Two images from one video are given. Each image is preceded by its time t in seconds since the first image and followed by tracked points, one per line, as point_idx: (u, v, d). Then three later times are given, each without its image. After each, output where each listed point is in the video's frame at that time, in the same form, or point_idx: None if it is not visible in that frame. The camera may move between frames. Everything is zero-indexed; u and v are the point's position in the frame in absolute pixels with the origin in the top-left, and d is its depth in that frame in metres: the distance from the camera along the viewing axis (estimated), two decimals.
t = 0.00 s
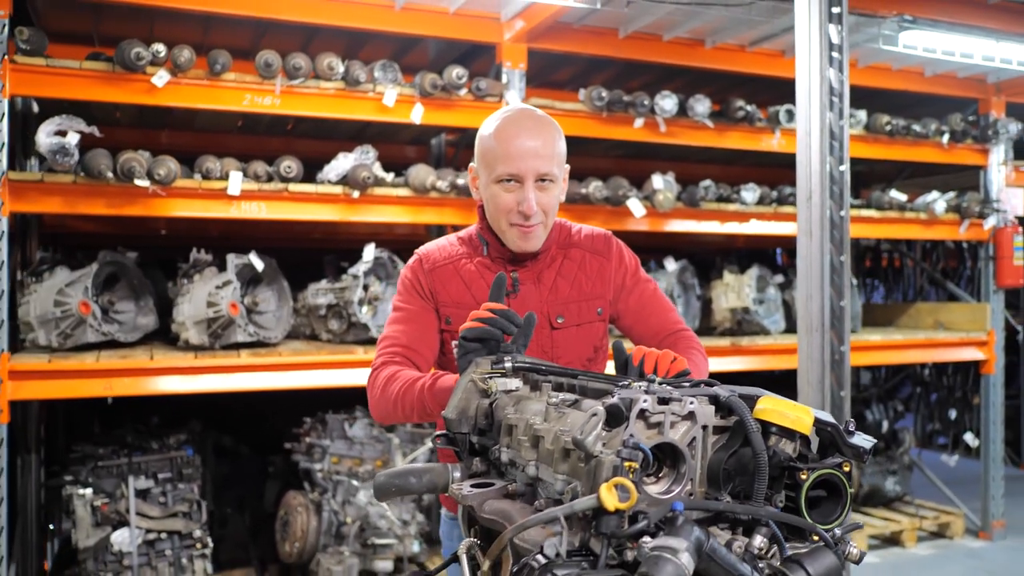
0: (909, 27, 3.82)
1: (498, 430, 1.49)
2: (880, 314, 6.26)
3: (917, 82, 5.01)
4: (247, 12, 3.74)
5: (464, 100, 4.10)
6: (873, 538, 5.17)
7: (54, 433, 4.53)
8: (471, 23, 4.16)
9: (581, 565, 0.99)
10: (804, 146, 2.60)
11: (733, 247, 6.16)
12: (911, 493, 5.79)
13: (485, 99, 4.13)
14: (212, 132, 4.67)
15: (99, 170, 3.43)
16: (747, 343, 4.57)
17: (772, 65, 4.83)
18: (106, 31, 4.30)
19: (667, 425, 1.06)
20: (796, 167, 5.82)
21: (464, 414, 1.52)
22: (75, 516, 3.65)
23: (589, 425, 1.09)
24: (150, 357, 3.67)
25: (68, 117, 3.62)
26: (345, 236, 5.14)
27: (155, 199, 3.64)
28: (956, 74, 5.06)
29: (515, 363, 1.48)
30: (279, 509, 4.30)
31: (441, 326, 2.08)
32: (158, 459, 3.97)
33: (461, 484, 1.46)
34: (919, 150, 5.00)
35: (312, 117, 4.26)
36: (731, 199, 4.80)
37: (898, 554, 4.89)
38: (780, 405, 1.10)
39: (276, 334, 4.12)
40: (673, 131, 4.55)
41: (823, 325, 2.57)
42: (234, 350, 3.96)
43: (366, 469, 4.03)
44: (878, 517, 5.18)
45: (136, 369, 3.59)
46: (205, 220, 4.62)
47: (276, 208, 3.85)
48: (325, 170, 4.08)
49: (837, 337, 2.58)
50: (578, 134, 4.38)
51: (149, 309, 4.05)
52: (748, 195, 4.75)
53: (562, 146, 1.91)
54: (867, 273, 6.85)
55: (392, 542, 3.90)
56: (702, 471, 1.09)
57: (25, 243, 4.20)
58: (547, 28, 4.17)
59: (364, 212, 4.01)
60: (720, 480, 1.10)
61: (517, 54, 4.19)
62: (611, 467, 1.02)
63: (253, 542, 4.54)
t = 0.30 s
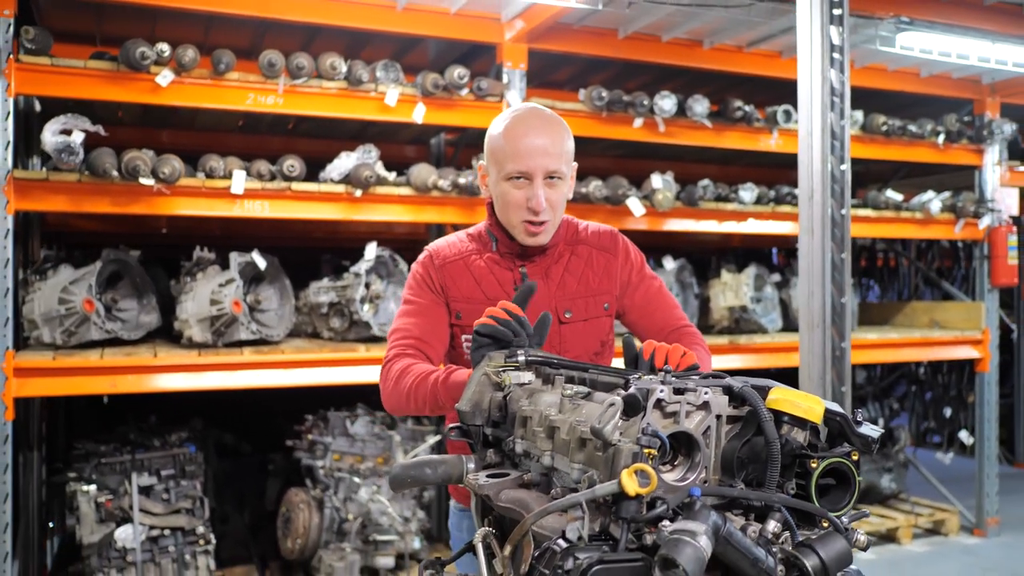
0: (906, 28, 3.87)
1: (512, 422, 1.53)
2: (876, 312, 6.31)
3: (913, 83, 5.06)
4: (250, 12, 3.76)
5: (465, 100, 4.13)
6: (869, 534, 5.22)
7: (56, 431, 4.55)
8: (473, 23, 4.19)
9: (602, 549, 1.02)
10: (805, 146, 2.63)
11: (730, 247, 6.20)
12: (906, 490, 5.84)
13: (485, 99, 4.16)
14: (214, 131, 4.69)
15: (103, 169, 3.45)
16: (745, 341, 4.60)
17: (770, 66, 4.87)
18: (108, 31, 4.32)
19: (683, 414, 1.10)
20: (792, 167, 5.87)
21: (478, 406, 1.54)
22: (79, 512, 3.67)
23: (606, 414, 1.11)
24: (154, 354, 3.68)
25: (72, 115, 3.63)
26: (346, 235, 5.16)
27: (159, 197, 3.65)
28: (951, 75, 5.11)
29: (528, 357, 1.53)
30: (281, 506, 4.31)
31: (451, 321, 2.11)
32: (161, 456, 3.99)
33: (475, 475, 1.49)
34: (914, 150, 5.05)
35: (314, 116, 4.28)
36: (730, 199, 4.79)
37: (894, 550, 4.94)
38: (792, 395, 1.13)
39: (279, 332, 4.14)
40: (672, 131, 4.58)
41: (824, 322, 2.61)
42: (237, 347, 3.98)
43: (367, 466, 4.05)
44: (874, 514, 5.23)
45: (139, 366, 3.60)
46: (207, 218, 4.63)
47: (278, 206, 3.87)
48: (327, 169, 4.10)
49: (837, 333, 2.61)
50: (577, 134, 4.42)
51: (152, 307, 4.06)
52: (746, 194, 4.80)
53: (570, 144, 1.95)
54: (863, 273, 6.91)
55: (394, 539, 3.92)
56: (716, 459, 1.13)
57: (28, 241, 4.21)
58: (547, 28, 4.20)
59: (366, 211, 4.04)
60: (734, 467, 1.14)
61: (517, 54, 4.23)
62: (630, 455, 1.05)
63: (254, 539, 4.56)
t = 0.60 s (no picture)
0: (903, 28, 3.88)
1: (513, 416, 1.55)
2: (874, 311, 6.34)
3: (910, 82, 5.09)
4: (250, 12, 3.78)
5: (465, 99, 4.15)
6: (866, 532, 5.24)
7: (56, 429, 4.56)
8: (472, 23, 4.21)
9: (603, 538, 1.04)
10: (802, 144, 2.65)
11: (727, 246, 6.23)
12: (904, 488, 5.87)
13: (485, 99, 4.18)
14: (214, 130, 4.71)
15: (105, 168, 3.47)
16: (743, 340, 4.62)
17: (768, 66, 4.89)
18: (109, 31, 4.33)
19: (683, 407, 1.12)
20: (790, 166, 5.90)
21: (479, 401, 1.55)
22: (80, 509, 3.69)
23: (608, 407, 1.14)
24: (154, 352, 3.69)
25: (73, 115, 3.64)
26: (346, 234, 5.18)
27: (160, 196, 3.67)
28: (948, 75, 5.14)
29: (531, 352, 1.52)
30: (281, 504, 4.32)
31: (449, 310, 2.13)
32: (161, 454, 4.00)
33: (478, 470, 1.51)
34: (912, 149, 5.08)
35: (314, 115, 4.30)
36: (728, 198, 4.82)
37: (891, 548, 4.96)
38: (790, 389, 1.16)
39: (279, 331, 4.14)
40: (670, 130, 4.60)
41: (822, 319, 2.62)
42: (237, 345, 3.99)
43: (367, 463, 4.07)
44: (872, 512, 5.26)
45: (140, 364, 3.61)
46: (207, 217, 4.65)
47: (279, 205, 3.89)
48: (327, 168, 4.11)
49: (835, 331, 2.63)
50: (576, 133, 4.43)
51: (152, 305, 4.07)
52: (744, 193, 4.83)
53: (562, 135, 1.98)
54: (860, 272, 6.95)
55: (394, 536, 3.94)
56: (716, 451, 1.15)
57: (29, 240, 4.23)
58: (545, 28, 4.22)
59: (366, 210, 4.05)
60: (733, 459, 1.16)
61: (516, 54, 4.24)
62: (631, 447, 1.07)
63: (253, 537, 4.57)
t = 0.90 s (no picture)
0: (903, 28, 3.88)
1: (513, 417, 1.56)
2: (874, 311, 6.34)
3: (910, 82, 5.09)
4: (250, 12, 3.78)
5: (465, 100, 4.15)
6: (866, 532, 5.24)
7: (56, 429, 4.56)
8: (472, 23, 4.21)
9: (603, 539, 1.04)
10: (801, 145, 2.66)
11: (727, 245, 6.23)
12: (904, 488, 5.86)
13: (485, 99, 4.18)
14: (214, 131, 4.71)
15: (105, 169, 3.47)
16: (743, 340, 4.62)
17: (768, 66, 4.89)
18: (109, 31, 4.33)
19: (682, 409, 1.12)
20: (790, 166, 5.90)
21: (480, 402, 1.61)
22: (81, 509, 3.69)
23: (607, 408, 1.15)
24: (155, 352, 3.69)
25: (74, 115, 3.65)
26: (346, 234, 5.19)
27: (161, 197, 3.67)
28: (948, 75, 5.14)
29: (530, 353, 1.55)
30: (282, 504, 4.32)
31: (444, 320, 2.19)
32: (161, 454, 4.00)
33: (478, 470, 1.52)
34: (912, 149, 5.08)
35: (314, 116, 4.30)
36: (728, 198, 4.82)
37: (891, 548, 4.96)
38: (789, 389, 1.16)
39: (279, 332, 4.14)
40: (670, 130, 4.60)
41: (821, 319, 2.62)
42: (237, 345, 4.00)
43: (367, 463, 4.07)
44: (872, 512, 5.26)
45: (140, 365, 3.61)
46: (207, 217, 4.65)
47: (279, 205, 3.89)
48: (328, 168, 4.12)
49: (835, 331, 2.63)
50: (576, 133, 4.43)
51: (153, 305, 4.07)
52: (743, 193, 4.84)
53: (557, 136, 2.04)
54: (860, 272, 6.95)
55: (394, 536, 3.94)
56: (715, 452, 1.15)
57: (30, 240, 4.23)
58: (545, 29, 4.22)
59: (366, 210, 4.06)
60: (732, 460, 1.16)
61: (517, 54, 4.24)
62: (630, 448, 1.08)
63: (254, 537, 4.58)
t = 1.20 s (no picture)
0: (902, 26, 3.87)
1: (508, 414, 1.56)
2: (875, 310, 6.33)
3: (910, 81, 5.08)
4: (250, 11, 3.77)
5: (464, 99, 4.15)
6: (866, 532, 5.24)
7: (56, 428, 4.56)
8: (472, 22, 4.21)
9: (596, 536, 1.04)
10: (799, 143, 2.65)
11: (727, 244, 6.23)
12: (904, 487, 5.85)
13: (484, 98, 4.18)
14: (214, 130, 4.71)
15: (105, 168, 3.47)
16: (742, 339, 4.61)
17: (768, 65, 4.89)
18: (108, 31, 4.33)
19: (676, 406, 1.13)
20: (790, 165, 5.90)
21: (476, 399, 1.62)
22: (81, 508, 3.69)
23: (601, 405, 1.15)
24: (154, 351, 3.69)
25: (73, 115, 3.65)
26: (345, 234, 5.19)
27: (160, 196, 3.67)
28: (948, 74, 5.14)
29: (525, 351, 1.57)
30: (281, 503, 4.31)
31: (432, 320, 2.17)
32: (161, 453, 4.00)
33: (473, 468, 1.51)
34: (911, 148, 5.08)
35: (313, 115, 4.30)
36: (727, 197, 4.82)
37: (892, 547, 4.96)
38: (783, 387, 1.14)
39: (279, 330, 4.14)
40: (670, 129, 4.60)
41: (819, 318, 2.62)
42: (237, 345, 4.00)
43: (367, 462, 4.07)
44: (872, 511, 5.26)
45: (140, 364, 3.61)
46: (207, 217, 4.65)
47: (278, 205, 3.89)
48: (327, 167, 4.12)
49: (833, 329, 2.61)
50: (576, 132, 4.43)
51: (153, 305, 4.07)
52: (743, 192, 4.83)
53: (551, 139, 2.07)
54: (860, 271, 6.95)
55: (393, 535, 3.93)
56: (708, 449, 1.15)
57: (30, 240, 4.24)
58: (544, 28, 4.22)
59: (365, 209, 4.05)
60: (726, 457, 1.16)
61: (516, 54, 4.24)
62: (624, 444, 1.08)
63: (254, 536, 4.58)
